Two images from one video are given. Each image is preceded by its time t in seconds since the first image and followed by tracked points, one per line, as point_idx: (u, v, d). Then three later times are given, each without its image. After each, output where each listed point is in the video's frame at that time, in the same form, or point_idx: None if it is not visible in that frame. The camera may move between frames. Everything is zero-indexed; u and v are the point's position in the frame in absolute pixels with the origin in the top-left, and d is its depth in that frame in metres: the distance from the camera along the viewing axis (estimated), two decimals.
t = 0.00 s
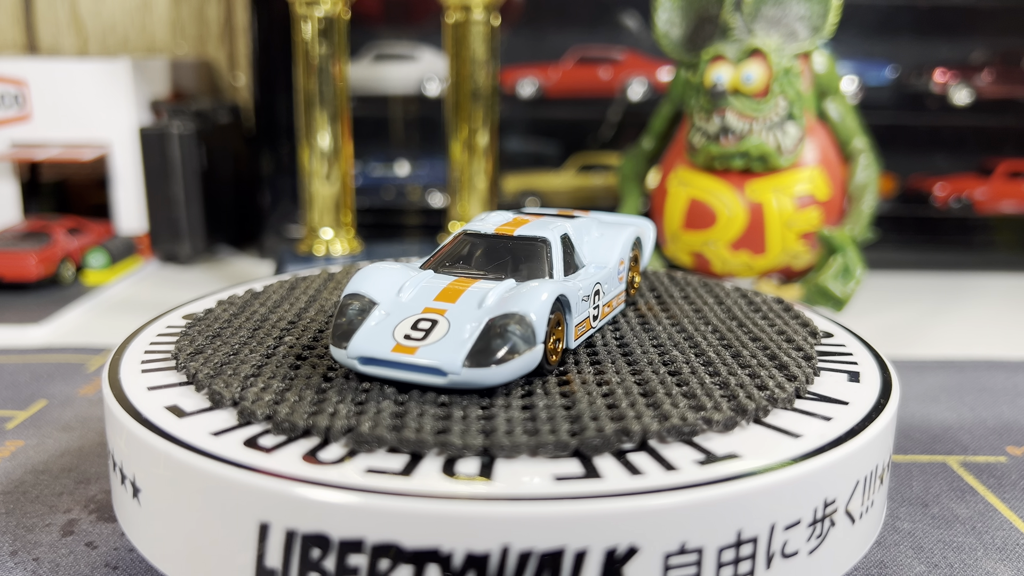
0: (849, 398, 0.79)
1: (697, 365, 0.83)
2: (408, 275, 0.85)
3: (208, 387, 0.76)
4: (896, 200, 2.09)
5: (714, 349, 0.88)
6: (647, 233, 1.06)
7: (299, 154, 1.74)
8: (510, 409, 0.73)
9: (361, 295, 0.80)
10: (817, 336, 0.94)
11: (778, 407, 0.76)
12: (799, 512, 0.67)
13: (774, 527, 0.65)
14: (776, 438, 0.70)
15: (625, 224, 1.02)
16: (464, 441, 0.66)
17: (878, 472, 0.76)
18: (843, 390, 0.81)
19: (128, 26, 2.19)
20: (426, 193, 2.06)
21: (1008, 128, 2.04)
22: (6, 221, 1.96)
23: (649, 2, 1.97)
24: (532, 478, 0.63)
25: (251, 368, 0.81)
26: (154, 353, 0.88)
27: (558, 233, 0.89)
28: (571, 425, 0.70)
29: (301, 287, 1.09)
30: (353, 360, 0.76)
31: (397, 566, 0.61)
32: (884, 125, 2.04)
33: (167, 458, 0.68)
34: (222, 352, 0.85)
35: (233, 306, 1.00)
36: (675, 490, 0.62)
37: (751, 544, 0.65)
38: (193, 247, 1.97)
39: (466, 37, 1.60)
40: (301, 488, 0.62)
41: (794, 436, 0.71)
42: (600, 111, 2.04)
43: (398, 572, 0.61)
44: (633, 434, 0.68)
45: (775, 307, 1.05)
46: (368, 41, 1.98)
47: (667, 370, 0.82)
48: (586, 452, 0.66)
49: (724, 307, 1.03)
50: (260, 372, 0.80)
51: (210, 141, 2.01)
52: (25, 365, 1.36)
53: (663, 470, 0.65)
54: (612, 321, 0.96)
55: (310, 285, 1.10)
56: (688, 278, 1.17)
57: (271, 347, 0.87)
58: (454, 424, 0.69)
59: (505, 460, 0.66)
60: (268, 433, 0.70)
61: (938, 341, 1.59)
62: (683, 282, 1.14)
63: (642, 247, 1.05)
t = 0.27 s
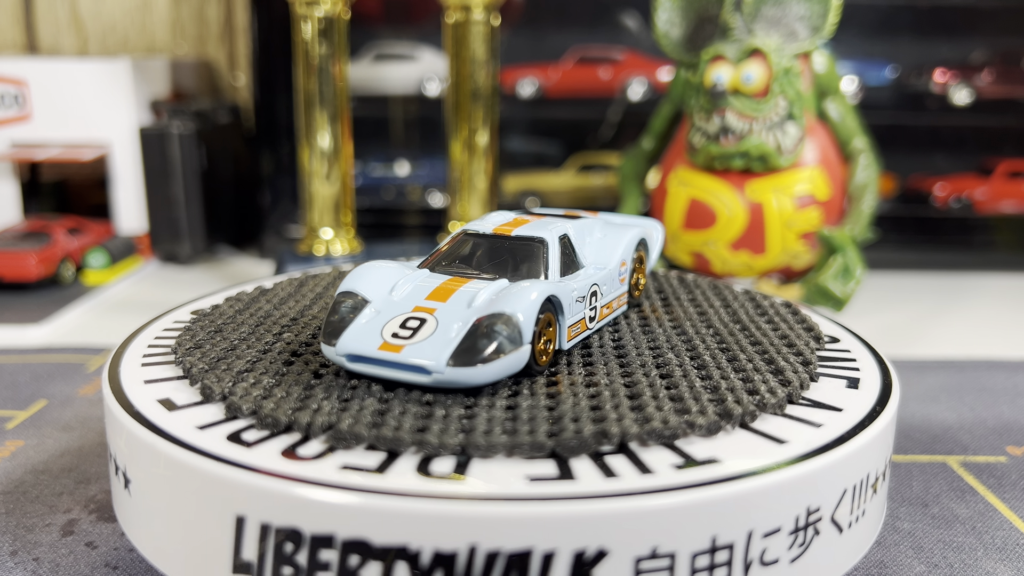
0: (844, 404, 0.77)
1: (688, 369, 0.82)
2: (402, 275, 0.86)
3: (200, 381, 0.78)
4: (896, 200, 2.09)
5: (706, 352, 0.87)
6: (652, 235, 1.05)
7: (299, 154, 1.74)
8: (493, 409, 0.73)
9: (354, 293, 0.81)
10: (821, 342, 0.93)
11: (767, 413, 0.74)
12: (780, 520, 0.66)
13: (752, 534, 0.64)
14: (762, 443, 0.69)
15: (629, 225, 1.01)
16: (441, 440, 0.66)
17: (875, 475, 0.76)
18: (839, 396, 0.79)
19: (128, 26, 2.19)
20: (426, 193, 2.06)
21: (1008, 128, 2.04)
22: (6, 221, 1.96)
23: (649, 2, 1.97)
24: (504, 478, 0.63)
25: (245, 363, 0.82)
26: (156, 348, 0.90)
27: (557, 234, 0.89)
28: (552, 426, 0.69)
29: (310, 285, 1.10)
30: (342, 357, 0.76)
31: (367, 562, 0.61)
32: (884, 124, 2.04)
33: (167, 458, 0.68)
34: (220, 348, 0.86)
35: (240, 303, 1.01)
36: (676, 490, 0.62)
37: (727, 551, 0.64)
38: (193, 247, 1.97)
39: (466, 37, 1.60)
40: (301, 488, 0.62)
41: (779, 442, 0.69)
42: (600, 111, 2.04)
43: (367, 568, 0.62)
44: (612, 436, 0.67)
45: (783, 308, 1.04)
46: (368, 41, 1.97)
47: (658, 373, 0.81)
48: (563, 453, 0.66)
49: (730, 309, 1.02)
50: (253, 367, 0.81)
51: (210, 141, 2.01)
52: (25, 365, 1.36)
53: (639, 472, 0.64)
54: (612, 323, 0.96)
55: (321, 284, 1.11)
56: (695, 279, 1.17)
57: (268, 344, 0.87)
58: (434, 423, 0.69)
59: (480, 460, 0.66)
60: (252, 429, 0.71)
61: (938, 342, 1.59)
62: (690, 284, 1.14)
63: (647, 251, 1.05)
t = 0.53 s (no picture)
0: (837, 412, 0.76)
1: (679, 372, 0.81)
2: (397, 274, 0.87)
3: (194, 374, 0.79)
4: (896, 200, 2.09)
5: (698, 356, 0.86)
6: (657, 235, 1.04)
7: (299, 154, 1.74)
8: (475, 409, 0.73)
9: (348, 291, 0.82)
10: (824, 347, 0.91)
11: (754, 418, 0.73)
12: (757, 527, 0.65)
13: (726, 540, 0.64)
14: (744, 448, 0.68)
15: (634, 227, 1.01)
16: (418, 439, 0.66)
17: (873, 478, 0.75)
18: (833, 403, 0.78)
19: (128, 26, 2.19)
20: (426, 193, 2.06)
21: (1008, 128, 2.04)
22: (6, 221, 1.96)
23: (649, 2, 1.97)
24: (477, 478, 0.63)
25: (239, 359, 0.83)
26: (158, 341, 0.92)
27: (555, 236, 0.89)
28: (534, 428, 0.69)
29: (320, 284, 1.11)
30: (331, 355, 0.77)
31: (337, 558, 0.62)
32: (884, 125, 2.04)
33: (167, 458, 0.68)
34: (218, 343, 0.88)
35: (247, 300, 1.03)
36: (678, 490, 0.62)
37: (699, 557, 0.63)
38: (193, 246, 1.97)
39: (466, 37, 1.60)
40: (301, 488, 0.62)
41: (763, 447, 0.69)
42: (600, 111, 2.04)
43: (337, 564, 0.62)
44: (589, 438, 0.67)
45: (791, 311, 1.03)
46: (368, 41, 1.97)
47: (649, 375, 0.81)
48: (539, 454, 0.66)
49: (736, 312, 1.02)
50: (247, 363, 0.82)
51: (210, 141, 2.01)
52: (25, 365, 1.36)
53: (613, 475, 0.64)
54: (610, 324, 0.96)
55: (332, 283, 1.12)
56: (700, 280, 1.16)
57: (265, 341, 0.89)
58: (415, 421, 0.70)
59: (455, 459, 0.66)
60: (236, 423, 0.72)
61: (938, 342, 1.59)
62: (696, 285, 1.13)
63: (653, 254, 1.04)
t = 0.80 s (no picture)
0: (828, 419, 0.74)
1: (668, 375, 0.81)
2: (393, 272, 0.88)
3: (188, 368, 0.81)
4: (896, 200, 2.09)
5: (688, 359, 0.85)
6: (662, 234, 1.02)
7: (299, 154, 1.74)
8: (457, 408, 0.73)
9: (341, 289, 0.83)
10: (827, 353, 0.89)
11: (740, 423, 0.72)
12: (732, 534, 0.64)
13: (699, 547, 0.63)
14: (725, 453, 0.68)
15: (637, 228, 1.00)
16: (393, 437, 0.67)
17: (871, 480, 0.75)
18: (826, 411, 0.76)
19: (128, 26, 2.19)
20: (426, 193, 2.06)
21: (1008, 128, 2.04)
22: (6, 221, 1.96)
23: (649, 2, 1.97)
24: (447, 478, 0.63)
25: (235, 353, 0.84)
26: (163, 336, 0.94)
27: (553, 237, 0.89)
28: (513, 429, 0.69)
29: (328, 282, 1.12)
30: (319, 352, 0.78)
31: (307, 553, 0.62)
32: (884, 125, 2.04)
33: (167, 459, 0.68)
34: (216, 337, 0.89)
35: (254, 296, 1.04)
36: (680, 490, 0.62)
37: (670, 563, 0.63)
38: (193, 246, 1.97)
39: (466, 37, 1.60)
40: (301, 488, 0.62)
41: (745, 454, 0.67)
42: (600, 111, 2.04)
43: (307, 559, 0.63)
44: (565, 440, 0.67)
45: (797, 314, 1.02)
46: (368, 41, 1.97)
47: (638, 378, 0.80)
48: (513, 454, 0.66)
49: (741, 313, 1.01)
50: (241, 357, 0.84)
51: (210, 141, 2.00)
52: (25, 365, 1.36)
53: (585, 478, 0.63)
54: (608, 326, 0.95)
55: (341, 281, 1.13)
56: (706, 281, 1.16)
57: (263, 336, 0.90)
58: (396, 420, 0.70)
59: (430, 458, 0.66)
60: (220, 415, 0.73)
61: (938, 342, 1.59)
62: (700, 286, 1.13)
63: (658, 256, 1.03)
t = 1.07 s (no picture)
0: (816, 426, 0.73)
1: (656, 378, 0.80)
2: (389, 270, 0.88)
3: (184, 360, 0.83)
4: (896, 200, 2.09)
5: (679, 362, 0.84)
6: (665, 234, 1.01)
7: (299, 154, 1.74)
8: (439, 407, 0.73)
9: (335, 286, 0.84)
10: (828, 359, 0.87)
11: (724, 428, 0.71)
12: (704, 540, 0.63)
13: (668, 552, 0.62)
14: (702, 458, 0.67)
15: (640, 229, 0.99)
16: (370, 434, 0.67)
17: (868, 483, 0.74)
18: (816, 418, 0.75)
19: (128, 26, 2.19)
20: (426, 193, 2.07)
21: (1008, 128, 2.04)
22: (6, 221, 1.96)
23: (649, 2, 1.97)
24: (417, 476, 0.63)
25: (231, 348, 0.86)
26: (168, 329, 0.96)
27: (551, 237, 0.89)
28: (491, 428, 0.69)
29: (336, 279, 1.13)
30: (309, 348, 0.79)
31: (278, 546, 0.63)
32: (884, 125, 2.04)
33: (167, 459, 0.68)
34: (216, 332, 0.91)
35: (261, 293, 1.06)
36: (680, 490, 0.62)
37: (638, 567, 0.62)
38: (193, 246, 1.97)
39: (466, 37, 1.60)
40: (301, 488, 0.62)
41: (724, 459, 0.67)
42: (600, 111, 2.04)
43: (277, 553, 0.63)
44: (541, 440, 0.66)
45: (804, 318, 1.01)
46: (368, 41, 1.97)
47: (627, 380, 0.79)
48: (487, 454, 0.66)
49: (746, 316, 1.00)
50: (237, 353, 0.85)
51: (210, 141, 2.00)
52: (25, 365, 1.36)
53: (556, 479, 0.63)
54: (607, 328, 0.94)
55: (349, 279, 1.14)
56: (712, 283, 1.16)
57: (262, 333, 0.91)
58: (377, 418, 0.70)
59: (405, 456, 0.66)
60: (206, 410, 0.75)
61: (938, 342, 1.59)
62: (704, 287, 1.13)
63: (663, 258, 1.02)
